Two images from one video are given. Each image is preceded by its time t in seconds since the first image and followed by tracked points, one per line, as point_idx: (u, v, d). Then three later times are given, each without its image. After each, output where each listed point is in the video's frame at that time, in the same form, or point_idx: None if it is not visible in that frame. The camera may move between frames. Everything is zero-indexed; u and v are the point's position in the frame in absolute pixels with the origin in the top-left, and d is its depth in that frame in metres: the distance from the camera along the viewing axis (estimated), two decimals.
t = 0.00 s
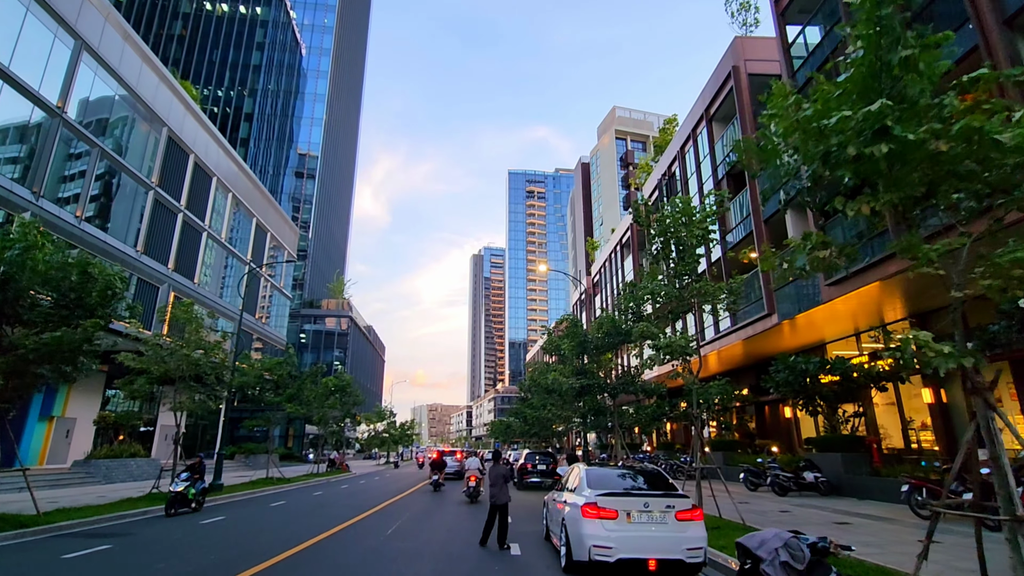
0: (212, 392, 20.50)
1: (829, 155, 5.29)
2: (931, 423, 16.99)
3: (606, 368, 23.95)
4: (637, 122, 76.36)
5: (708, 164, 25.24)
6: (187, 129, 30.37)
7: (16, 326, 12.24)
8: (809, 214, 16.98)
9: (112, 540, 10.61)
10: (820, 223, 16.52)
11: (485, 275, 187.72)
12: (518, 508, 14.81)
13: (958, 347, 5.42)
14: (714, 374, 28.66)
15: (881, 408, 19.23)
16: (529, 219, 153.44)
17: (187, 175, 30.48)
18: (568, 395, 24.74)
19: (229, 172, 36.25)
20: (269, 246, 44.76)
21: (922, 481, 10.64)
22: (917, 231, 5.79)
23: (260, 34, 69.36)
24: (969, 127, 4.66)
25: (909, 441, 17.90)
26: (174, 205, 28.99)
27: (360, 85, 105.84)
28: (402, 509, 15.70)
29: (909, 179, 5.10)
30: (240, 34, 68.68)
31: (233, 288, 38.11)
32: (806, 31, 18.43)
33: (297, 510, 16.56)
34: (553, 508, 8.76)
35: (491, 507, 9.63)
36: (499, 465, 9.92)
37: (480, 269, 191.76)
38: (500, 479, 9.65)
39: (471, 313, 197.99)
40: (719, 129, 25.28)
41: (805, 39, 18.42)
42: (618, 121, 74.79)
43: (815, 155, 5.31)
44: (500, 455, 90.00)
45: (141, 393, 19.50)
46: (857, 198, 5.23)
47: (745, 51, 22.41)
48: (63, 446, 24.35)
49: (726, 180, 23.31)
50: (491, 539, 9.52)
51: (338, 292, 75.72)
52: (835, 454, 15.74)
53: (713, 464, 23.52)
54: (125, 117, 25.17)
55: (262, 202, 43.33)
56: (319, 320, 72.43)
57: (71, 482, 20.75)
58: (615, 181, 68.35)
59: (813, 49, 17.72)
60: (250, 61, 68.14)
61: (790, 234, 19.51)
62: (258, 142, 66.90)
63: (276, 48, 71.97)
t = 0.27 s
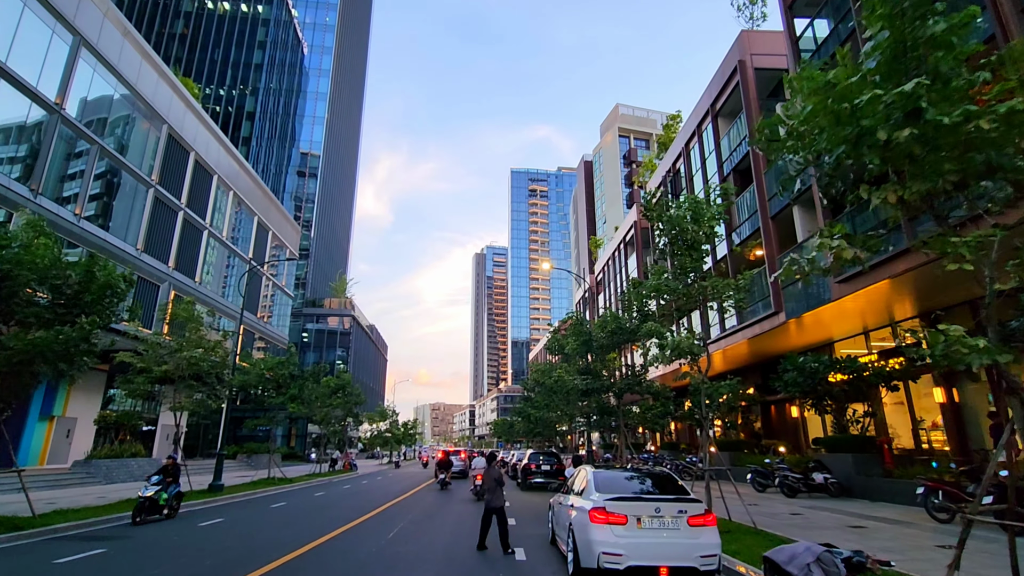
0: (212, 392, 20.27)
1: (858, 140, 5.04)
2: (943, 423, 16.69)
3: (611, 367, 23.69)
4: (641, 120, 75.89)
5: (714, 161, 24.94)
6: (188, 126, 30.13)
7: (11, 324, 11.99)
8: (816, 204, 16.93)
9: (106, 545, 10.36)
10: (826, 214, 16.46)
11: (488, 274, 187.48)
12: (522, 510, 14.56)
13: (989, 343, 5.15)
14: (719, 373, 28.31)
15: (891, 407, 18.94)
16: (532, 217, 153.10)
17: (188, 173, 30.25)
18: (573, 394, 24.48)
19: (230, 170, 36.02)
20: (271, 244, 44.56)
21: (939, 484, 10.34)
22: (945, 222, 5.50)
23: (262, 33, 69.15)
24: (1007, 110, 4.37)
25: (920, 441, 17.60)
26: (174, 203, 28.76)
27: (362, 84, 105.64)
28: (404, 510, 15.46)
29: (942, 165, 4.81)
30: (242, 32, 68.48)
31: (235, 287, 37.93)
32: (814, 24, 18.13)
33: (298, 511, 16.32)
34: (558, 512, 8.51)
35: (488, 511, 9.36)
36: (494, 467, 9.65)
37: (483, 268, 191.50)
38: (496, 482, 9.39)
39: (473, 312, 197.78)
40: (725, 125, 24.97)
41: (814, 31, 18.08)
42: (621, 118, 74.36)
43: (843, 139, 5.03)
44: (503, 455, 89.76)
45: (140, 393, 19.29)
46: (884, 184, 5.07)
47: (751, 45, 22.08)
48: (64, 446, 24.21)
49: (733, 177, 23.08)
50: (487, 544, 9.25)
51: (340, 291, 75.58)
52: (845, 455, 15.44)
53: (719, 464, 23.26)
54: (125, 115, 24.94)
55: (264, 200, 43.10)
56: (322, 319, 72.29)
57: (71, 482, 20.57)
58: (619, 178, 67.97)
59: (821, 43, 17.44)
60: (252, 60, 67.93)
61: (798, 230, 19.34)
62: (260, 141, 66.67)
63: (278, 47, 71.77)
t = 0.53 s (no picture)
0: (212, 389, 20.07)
1: (883, 116, 4.79)
2: (954, 421, 16.44)
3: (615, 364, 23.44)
4: (643, 117, 75.53)
5: (719, 155, 24.64)
6: (188, 123, 29.92)
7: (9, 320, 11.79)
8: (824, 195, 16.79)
9: (101, 545, 10.12)
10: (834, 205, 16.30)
11: (490, 273, 187.26)
12: (525, 508, 14.31)
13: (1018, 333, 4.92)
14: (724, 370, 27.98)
15: (900, 405, 18.69)
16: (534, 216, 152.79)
17: (188, 169, 30.06)
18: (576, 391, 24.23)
19: (231, 167, 35.82)
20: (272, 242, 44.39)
21: (954, 482, 10.07)
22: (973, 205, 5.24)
23: (264, 31, 68.95)
24: None
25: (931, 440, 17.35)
26: (175, 200, 28.57)
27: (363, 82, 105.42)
28: (406, 509, 15.24)
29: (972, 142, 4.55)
30: (244, 30, 68.28)
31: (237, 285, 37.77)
32: (823, 14, 17.80)
33: (299, 509, 16.12)
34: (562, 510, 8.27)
35: (487, 513, 9.08)
36: (487, 465, 9.36)
37: (485, 267, 191.29)
38: (489, 480, 9.11)
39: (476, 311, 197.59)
40: (730, 119, 24.67)
41: (822, 21, 17.76)
42: (624, 115, 73.99)
43: (867, 117, 4.77)
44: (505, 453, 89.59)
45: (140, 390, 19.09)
46: (908, 165, 4.88)
47: (757, 37, 21.75)
48: (65, 444, 24.05)
49: (739, 172, 22.84)
50: (486, 545, 9.00)
51: (343, 289, 75.49)
52: (855, 452, 15.16)
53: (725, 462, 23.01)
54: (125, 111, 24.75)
55: (265, 198, 42.89)
56: (324, 318, 72.16)
57: (70, 481, 20.39)
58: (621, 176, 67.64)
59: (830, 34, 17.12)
60: (254, 58, 67.71)
61: (805, 225, 19.08)
62: (262, 139, 66.51)
63: (280, 45, 71.57)
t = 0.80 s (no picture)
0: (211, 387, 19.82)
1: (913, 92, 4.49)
2: (967, 419, 16.14)
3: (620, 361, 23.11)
4: (646, 115, 75.00)
5: (724, 150, 24.29)
6: (187, 119, 29.65)
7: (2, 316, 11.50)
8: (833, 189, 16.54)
9: (93, 545, 9.87)
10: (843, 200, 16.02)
11: (493, 272, 186.99)
12: (528, 509, 14.02)
13: None
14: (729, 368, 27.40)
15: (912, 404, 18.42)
16: (537, 214, 152.38)
17: (188, 166, 29.82)
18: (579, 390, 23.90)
19: (231, 164, 35.58)
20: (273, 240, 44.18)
21: (972, 483, 9.72)
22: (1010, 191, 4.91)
23: (266, 29, 68.75)
24: None
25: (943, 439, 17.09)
26: (174, 197, 28.34)
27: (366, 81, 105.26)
28: (407, 509, 14.99)
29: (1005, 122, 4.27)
30: (246, 29, 68.09)
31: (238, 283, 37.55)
32: (831, 5, 17.45)
33: (298, 510, 15.85)
34: (567, 513, 7.98)
35: (487, 517, 8.80)
36: (485, 465, 9.07)
37: (488, 265, 191.00)
38: (487, 480, 8.84)
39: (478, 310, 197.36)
40: (736, 114, 24.32)
41: (829, 12, 17.43)
42: (627, 113, 73.48)
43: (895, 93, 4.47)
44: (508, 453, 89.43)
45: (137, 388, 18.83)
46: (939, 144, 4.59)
47: (763, 30, 21.39)
48: (65, 443, 23.88)
49: (744, 167, 22.54)
50: (486, 547, 8.73)
51: (345, 288, 75.34)
52: (864, 452, 14.83)
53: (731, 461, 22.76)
54: (124, 106, 24.50)
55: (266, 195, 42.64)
56: (327, 316, 71.96)
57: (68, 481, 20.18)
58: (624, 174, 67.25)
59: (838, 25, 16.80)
60: (256, 56, 67.52)
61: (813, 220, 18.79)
62: (264, 137, 66.30)
63: (282, 43, 71.38)
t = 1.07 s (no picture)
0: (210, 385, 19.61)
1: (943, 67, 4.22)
2: (980, 418, 15.85)
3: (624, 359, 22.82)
4: (649, 112, 74.59)
5: (730, 145, 23.97)
6: (187, 116, 29.41)
7: None
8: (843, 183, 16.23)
9: (86, 547, 9.63)
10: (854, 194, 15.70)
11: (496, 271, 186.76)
12: (532, 509, 13.75)
13: None
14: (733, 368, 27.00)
15: (922, 403, 18.14)
16: (539, 213, 152.03)
17: (188, 163, 29.61)
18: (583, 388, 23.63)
19: (232, 161, 35.35)
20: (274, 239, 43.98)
21: (990, 483, 9.42)
22: None
23: (267, 27, 68.59)
24: None
25: (955, 438, 16.80)
26: (174, 194, 28.14)
27: (367, 80, 105.07)
28: (409, 510, 14.75)
29: None
30: (247, 27, 67.92)
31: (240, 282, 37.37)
32: None
33: (298, 510, 15.63)
34: (572, 515, 7.70)
35: (490, 518, 8.51)
36: (487, 465, 8.79)
37: (491, 264, 190.78)
38: (489, 480, 8.56)
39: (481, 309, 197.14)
40: (742, 108, 24.00)
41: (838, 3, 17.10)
42: (630, 110, 73.11)
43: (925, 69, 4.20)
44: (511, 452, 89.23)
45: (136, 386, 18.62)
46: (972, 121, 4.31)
47: (769, 22, 21.06)
48: (64, 442, 23.70)
49: (751, 162, 22.22)
50: (488, 549, 8.46)
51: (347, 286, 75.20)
52: (875, 451, 14.53)
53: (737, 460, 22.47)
54: (122, 102, 24.25)
55: (267, 193, 42.40)
56: (329, 315, 71.82)
57: (67, 480, 19.97)
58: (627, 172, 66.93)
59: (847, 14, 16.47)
60: (258, 55, 67.36)
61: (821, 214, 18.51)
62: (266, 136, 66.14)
63: (284, 41, 71.19)
